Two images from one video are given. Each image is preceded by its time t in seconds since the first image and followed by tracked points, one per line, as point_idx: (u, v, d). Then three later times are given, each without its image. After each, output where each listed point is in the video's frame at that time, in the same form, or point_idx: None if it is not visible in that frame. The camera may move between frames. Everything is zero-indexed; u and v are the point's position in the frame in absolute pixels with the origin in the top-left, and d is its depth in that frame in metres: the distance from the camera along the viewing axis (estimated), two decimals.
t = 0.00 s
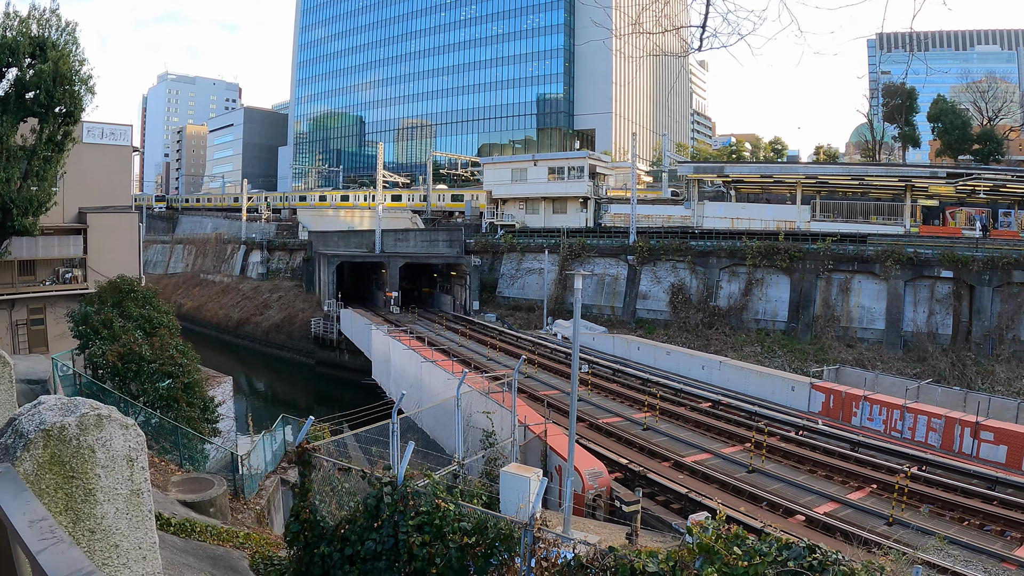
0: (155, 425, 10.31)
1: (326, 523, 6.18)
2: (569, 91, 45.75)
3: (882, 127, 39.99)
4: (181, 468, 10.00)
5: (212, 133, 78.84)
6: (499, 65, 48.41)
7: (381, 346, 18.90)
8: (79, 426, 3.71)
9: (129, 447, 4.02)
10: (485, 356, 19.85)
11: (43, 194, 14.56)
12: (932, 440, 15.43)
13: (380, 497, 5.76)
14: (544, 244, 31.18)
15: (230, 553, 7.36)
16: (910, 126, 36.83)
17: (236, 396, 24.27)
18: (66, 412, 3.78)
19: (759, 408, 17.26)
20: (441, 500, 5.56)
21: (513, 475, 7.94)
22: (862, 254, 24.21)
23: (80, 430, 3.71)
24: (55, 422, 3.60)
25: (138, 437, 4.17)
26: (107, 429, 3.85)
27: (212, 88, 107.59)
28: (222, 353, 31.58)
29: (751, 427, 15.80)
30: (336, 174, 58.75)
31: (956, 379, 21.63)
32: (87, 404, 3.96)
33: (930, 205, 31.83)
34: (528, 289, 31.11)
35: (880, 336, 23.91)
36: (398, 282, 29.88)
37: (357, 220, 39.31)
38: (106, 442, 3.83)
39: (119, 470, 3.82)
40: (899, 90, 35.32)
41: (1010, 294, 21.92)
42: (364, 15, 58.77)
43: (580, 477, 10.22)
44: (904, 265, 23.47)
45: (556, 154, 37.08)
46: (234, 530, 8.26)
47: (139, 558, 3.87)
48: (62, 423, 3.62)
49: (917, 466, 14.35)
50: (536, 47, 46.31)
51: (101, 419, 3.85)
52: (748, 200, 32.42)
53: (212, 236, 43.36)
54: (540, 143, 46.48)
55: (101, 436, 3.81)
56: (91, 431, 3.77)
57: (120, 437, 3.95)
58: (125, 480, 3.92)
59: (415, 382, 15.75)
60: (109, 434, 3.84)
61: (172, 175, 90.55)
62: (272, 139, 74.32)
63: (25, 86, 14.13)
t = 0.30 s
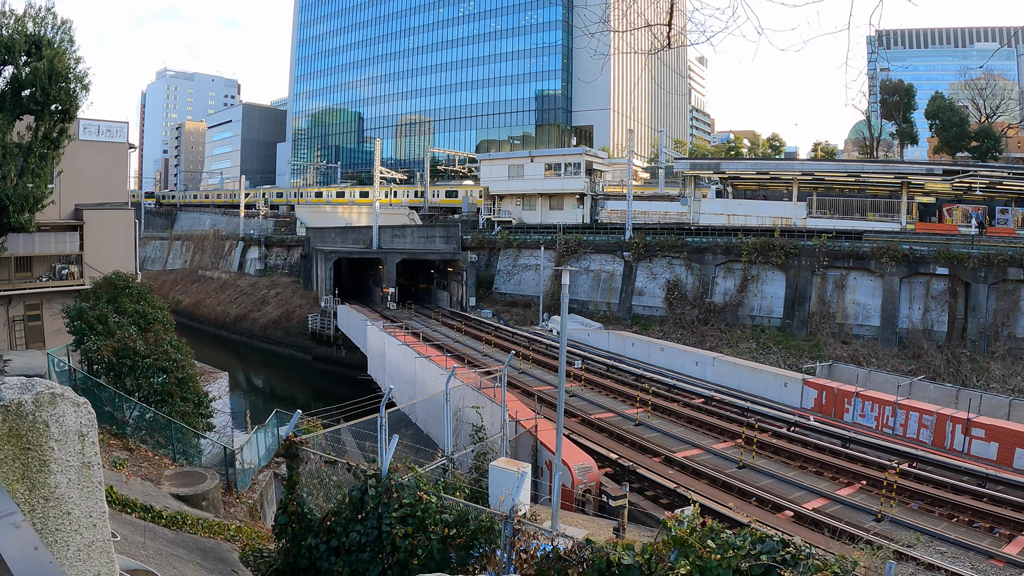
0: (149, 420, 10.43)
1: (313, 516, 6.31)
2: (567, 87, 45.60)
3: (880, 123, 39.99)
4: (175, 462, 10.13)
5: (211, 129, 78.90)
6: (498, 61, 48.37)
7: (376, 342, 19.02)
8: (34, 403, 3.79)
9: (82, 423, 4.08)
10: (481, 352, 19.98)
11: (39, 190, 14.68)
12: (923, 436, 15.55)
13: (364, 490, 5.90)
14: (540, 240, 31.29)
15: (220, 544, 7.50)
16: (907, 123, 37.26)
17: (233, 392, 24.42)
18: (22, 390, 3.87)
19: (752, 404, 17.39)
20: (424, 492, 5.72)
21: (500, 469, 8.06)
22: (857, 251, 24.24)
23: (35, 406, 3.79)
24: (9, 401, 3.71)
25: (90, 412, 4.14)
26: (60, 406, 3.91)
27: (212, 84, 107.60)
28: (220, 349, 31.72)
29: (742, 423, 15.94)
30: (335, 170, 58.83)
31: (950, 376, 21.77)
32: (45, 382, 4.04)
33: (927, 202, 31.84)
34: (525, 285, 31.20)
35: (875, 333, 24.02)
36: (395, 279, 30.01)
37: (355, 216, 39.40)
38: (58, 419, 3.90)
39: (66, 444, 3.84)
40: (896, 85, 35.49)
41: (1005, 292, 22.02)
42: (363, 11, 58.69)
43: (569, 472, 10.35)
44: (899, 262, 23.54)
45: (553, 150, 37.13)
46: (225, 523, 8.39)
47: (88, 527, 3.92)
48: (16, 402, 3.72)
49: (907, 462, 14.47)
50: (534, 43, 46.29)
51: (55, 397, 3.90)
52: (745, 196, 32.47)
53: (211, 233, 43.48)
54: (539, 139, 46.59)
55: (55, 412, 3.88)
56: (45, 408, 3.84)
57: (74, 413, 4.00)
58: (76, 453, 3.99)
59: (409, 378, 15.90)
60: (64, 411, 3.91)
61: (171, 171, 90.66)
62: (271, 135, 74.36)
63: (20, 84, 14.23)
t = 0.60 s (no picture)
0: (142, 414, 10.57)
1: (299, 509, 6.49)
2: (564, 82, 45.57)
3: (877, 119, 39.98)
4: (167, 456, 10.25)
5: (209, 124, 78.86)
6: (496, 57, 48.29)
7: (371, 337, 19.13)
8: None
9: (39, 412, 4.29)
10: (475, 347, 20.10)
11: (34, 187, 14.77)
12: (914, 433, 15.67)
13: (349, 483, 6.16)
14: (536, 236, 31.39)
15: (210, 537, 7.61)
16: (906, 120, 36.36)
17: (230, 387, 24.59)
18: None
19: (743, 400, 17.53)
20: (405, 486, 5.92)
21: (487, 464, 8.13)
22: (852, 248, 24.29)
23: None
24: None
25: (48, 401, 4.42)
26: (18, 396, 4.12)
27: (209, 79, 107.57)
28: (218, 344, 31.87)
29: (733, 419, 16.06)
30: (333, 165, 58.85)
31: (944, 372, 21.92)
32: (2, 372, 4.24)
33: (923, 198, 31.90)
34: (521, 281, 31.25)
35: (870, 329, 24.15)
36: (391, 274, 30.19)
37: (352, 212, 39.48)
38: (17, 407, 4.10)
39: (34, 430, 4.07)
40: (893, 81, 35.62)
41: (1000, 289, 22.17)
42: (361, 6, 58.56)
43: (558, 467, 10.48)
44: (894, 258, 23.61)
45: (550, 145, 37.18)
46: (216, 516, 8.52)
47: (47, 507, 4.17)
48: None
49: (897, 459, 14.59)
50: (532, 39, 46.22)
51: (12, 386, 4.11)
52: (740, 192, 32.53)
53: (208, 228, 43.55)
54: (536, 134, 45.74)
55: (12, 401, 4.09)
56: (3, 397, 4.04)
57: (32, 402, 4.21)
58: (35, 439, 4.20)
59: (402, 373, 16.04)
60: (21, 399, 4.12)
61: (169, 166, 90.69)
62: (269, 131, 74.36)
63: (15, 82, 14.34)
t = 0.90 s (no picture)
0: (137, 409, 10.71)
1: (289, 501, 6.69)
2: (563, 79, 45.80)
3: (875, 116, 40.08)
4: (162, 451, 10.41)
5: (207, 121, 78.95)
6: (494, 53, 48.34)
7: (366, 333, 19.30)
8: None
9: (16, 385, 5.07)
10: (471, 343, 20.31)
11: (31, 184, 14.89)
12: (905, 428, 15.80)
13: (336, 474, 6.36)
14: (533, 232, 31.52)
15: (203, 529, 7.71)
16: (903, 117, 36.32)
17: (228, 383, 24.76)
18: None
19: (735, 395, 17.69)
20: (390, 477, 6.11)
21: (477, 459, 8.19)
22: (847, 244, 24.39)
23: None
24: None
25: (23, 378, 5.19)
26: None
27: (207, 76, 107.61)
28: (216, 341, 32.02)
29: (724, 414, 16.21)
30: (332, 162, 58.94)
31: (939, 369, 22.04)
32: None
33: (920, 195, 32.00)
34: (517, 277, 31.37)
35: (865, 325, 24.25)
36: (387, 270, 30.42)
37: (349, 208, 39.60)
38: None
39: (9, 409, 4.78)
40: (889, 78, 35.80)
41: (994, 285, 22.32)
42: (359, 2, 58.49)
43: (548, 462, 10.67)
44: (889, 255, 23.70)
45: (546, 142, 37.27)
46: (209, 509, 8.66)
47: (23, 474, 4.98)
48: None
49: (888, 454, 14.72)
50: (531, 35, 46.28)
51: None
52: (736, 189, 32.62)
53: (207, 225, 43.70)
54: (534, 131, 46.63)
55: None
56: None
57: (6, 378, 5.00)
58: (12, 410, 4.95)
59: (396, 368, 16.20)
60: None
61: (168, 163, 90.83)
62: (268, 128, 74.48)
63: (12, 80, 14.49)
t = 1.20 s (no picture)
0: (134, 404, 10.89)
1: (279, 493, 6.89)
2: (561, 75, 45.85)
3: (873, 112, 40.16)
4: (159, 444, 10.59)
5: (206, 117, 79.01)
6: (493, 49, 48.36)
7: (362, 328, 19.47)
8: None
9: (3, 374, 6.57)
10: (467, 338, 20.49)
11: (29, 182, 15.04)
12: (896, 423, 15.94)
13: (324, 466, 6.55)
14: (529, 228, 31.68)
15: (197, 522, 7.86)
16: (900, 113, 36.29)
17: (226, 378, 24.94)
18: None
19: (728, 390, 17.85)
20: (376, 469, 6.29)
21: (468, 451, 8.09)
22: (843, 240, 24.49)
23: None
24: None
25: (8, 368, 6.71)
26: None
27: (206, 71, 107.61)
28: (215, 336, 32.17)
29: (716, 408, 16.37)
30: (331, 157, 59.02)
31: (933, 364, 22.17)
32: None
33: (917, 191, 32.07)
34: (514, 272, 31.49)
35: (860, 321, 24.38)
36: (385, 266, 30.56)
37: (348, 204, 39.72)
38: None
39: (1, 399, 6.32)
40: (887, 74, 35.81)
41: (990, 281, 22.38)
42: None
43: (538, 455, 10.83)
44: (884, 251, 23.83)
45: (544, 137, 37.36)
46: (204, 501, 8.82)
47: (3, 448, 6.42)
48: None
49: (878, 449, 14.86)
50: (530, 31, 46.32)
51: None
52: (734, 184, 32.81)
53: (205, 221, 43.86)
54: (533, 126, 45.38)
55: None
56: None
57: None
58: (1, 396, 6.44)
59: (391, 362, 16.39)
60: None
61: (166, 158, 90.90)
62: (266, 123, 74.55)
63: (9, 79, 14.63)
